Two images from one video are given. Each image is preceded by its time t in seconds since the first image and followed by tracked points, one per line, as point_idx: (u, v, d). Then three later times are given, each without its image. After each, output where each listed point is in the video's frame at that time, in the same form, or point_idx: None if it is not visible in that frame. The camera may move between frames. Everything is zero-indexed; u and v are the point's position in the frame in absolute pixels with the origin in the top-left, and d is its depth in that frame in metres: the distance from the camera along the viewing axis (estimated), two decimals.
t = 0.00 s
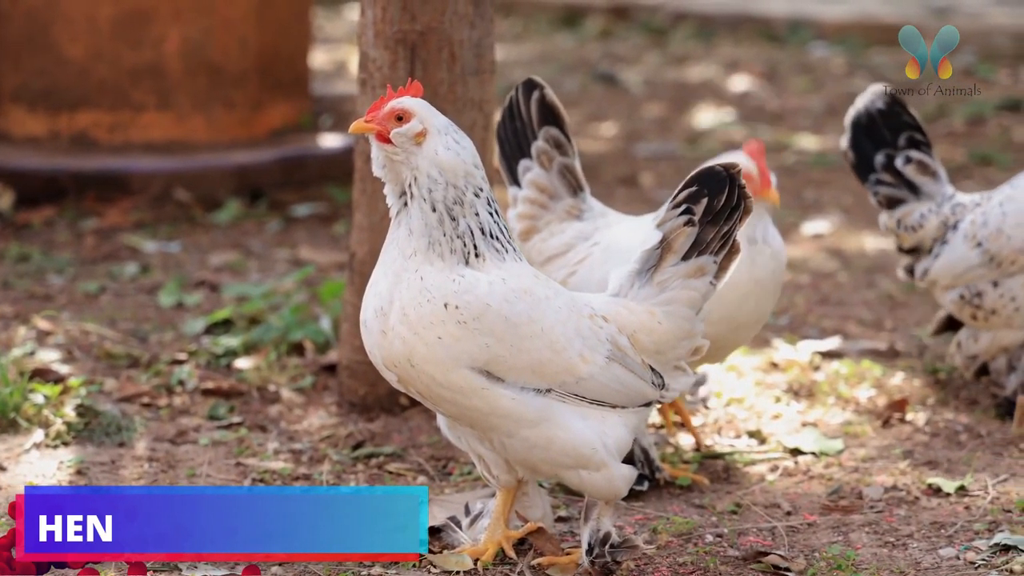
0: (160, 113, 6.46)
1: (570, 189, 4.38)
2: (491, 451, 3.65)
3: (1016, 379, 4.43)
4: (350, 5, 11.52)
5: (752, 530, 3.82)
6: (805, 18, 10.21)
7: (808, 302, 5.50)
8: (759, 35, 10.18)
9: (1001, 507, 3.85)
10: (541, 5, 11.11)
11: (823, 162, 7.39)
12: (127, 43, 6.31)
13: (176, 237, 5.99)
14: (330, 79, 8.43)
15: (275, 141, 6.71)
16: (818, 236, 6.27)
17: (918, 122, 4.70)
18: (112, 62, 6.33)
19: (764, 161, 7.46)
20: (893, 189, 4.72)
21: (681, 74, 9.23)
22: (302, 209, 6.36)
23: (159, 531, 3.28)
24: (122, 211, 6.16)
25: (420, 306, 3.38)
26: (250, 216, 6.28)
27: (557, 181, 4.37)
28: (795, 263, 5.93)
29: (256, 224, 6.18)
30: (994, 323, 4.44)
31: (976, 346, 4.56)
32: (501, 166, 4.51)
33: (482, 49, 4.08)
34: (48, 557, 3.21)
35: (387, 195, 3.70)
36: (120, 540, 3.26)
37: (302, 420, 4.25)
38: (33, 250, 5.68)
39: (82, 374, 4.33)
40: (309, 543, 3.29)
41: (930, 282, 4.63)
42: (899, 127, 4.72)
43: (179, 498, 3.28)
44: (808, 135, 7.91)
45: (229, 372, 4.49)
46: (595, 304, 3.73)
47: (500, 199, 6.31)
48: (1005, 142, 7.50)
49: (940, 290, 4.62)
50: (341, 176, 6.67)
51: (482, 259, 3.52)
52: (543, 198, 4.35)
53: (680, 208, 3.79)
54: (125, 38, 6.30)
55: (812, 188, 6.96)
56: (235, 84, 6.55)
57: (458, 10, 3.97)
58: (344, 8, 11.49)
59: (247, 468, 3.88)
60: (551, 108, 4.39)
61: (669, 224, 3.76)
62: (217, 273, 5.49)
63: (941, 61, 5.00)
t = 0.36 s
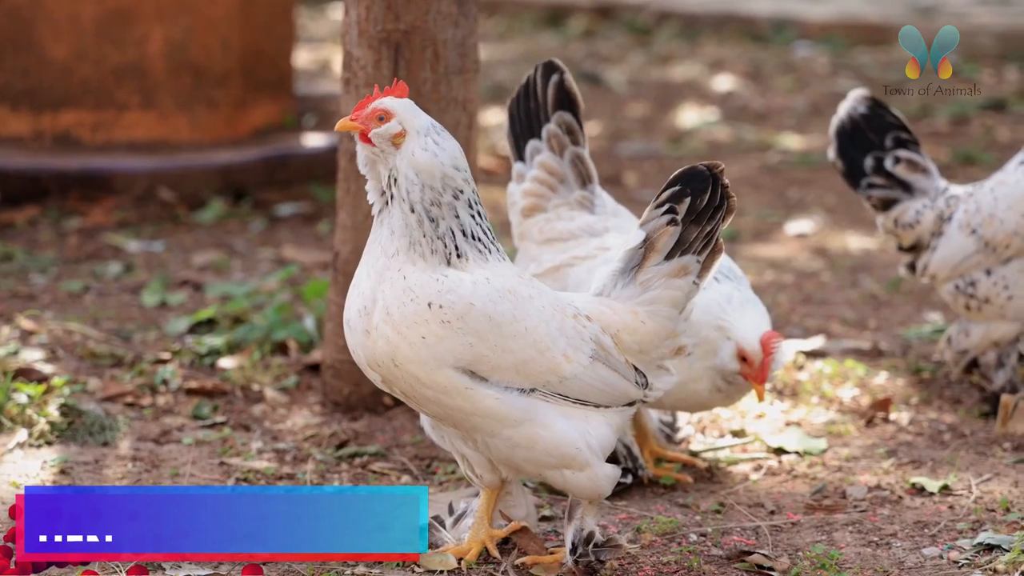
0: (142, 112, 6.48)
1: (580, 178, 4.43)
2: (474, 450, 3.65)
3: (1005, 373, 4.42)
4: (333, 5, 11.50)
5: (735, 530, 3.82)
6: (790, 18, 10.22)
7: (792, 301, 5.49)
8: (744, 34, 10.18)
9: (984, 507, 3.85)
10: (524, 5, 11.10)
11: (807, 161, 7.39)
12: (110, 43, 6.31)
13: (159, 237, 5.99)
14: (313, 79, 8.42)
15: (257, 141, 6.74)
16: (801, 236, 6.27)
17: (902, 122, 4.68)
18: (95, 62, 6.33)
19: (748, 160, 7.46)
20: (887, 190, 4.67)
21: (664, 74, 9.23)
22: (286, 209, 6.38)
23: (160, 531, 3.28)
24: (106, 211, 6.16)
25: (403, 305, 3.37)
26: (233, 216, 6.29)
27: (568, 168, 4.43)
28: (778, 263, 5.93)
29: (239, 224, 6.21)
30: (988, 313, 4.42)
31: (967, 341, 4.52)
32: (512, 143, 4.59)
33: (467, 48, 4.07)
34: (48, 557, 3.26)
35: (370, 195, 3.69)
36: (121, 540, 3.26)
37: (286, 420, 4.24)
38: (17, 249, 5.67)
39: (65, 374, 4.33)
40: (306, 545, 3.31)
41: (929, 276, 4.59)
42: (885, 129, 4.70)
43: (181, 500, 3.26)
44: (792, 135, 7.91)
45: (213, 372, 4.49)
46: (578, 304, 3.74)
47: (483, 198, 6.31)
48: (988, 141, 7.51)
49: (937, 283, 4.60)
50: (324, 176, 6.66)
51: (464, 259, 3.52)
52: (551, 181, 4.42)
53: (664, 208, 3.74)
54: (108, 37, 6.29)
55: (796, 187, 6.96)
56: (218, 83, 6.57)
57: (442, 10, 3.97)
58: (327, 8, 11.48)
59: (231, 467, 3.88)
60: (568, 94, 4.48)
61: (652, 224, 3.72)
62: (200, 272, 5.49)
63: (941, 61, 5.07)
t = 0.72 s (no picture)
0: (124, 112, 6.47)
1: (583, 172, 4.50)
2: (456, 449, 3.65)
3: (987, 370, 4.43)
4: (314, 4, 11.48)
5: (717, 528, 3.83)
6: (772, 17, 10.24)
7: (773, 300, 5.49)
8: (726, 33, 10.19)
9: (965, 505, 3.86)
10: (506, 4, 11.09)
11: (788, 160, 7.39)
12: (92, 42, 6.31)
13: (140, 236, 5.98)
14: (295, 78, 8.42)
15: (238, 140, 6.74)
16: (783, 235, 6.27)
17: (884, 121, 4.68)
18: (77, 61, 6.32)
19: (729, 159, 7.46)
20: (869, 189, 4.65)
21: (645, 73, 9.23)
22: (266, 207, 6.38)
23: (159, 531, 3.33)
24: (87, 210, 6.15)
25: (385, 303, 3.37)
26: (214, 215, 6.29)
27: (571, 160, 4.49)
28: (759, 262, 5.93)
29: (220, 224, 6.20)
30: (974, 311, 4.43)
31: (951, 337, 4.51)
32: (519, 126, 4.64)
33: (448, 47, 4.08)
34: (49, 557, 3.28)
35: (352, 193, 3.69)
36: (121, 540, 3.31)
37: (267, 419, 4.24)
38: None
39: (46, 373, 4.32)
40: (305, 544, 3.37)
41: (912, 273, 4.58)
42: (867, 128, 4.70)
43: (183, 499, 3.35)
44: (773, 134, 7.92)
45: (194, 371, 4.49)
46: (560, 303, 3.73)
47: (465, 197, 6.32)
48: (969, 140, 7.53)
49: (919, 280, 4.60)
50: (306, 175, 6.66)
51: (446, 258, 3.52)
52: (554, 170, 4.49)
53: (645, 207, 3.77)
54: (90, 36, 6.29)
55: (777, 186, 6.97)
56: (201, 82, 6.58)
57: (423, 9, 3.97)
58: (308, 7, 11.45)
59: (212, 466, 3.88)
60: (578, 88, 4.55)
61: (633, 224, 3.74)
62: (181, 271, 5.49)
63: (941, 63, 5.17)
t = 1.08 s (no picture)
0: (101, 110, 6.46)
1: (569, 169, 4.49)
2: (432, 448, 3.64)
3: (966, 367, 4.47)
4: (291, 3, 11.47)
5: (693, 526, 3.83)
6: (748, 15, 10.25)
7: (750, 298, 5.50)
8: (702, 32, 10.20)
9: (942, 502, 3.87)
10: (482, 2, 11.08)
11: (764, 158, 7.39)
12: (67, 41, 6.31)
13: (116, 235, 5.99)
14: (271, 77, 8.42)
15: (215, 139, 6.70)
16: (759, 233, 6.28)
17: (863, 119, 4.68)
18: (52, 60, 6.32)
19: (705, 156, 7.47)
20: (847, 187, 4.63)
21: (622, 71, 9.23)
22: (242, 206, 6.38)
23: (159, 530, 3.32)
24: (62, 209, 6.15)
25: (361, 302, 3.34)
26: (190, 213, 6.30)
27: (557, 157, 4.48)
28: (736, 260, 5.94)
29: (196, 222, 6.21)
30: (952, 311, 4.45)
31: (930, 335, 4.56)
32: (509, 119, 4.62)
33: (424, 46, 4.08)
34: (47, 557, 3.29)
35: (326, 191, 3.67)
36: (121, 540, 3.30)
37: (244, 418, 4.24)
38: None
39: (22, 373, 4.32)
40: (305, 544, 3.37)
41: (888, 273, 4.58)
42: (846, 125, 4.69)
43: (183, 499, 3.32)
44: (750, 131, 7.93)
45: (170, 370, 4.50)
46: (536, 302, 3.69)
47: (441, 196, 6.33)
48: (946, 138, 7.56)
49: (895, 279, 4.60)
50: (280, 174, 6.68)
51: (421, 257, 3.51)
52: (540, 166, 4.47)
53: (621, 205, 3.73)
54: (67, 35, 6.30)
55: (754, 184, 6.98)
56: (177, 81, 6.56)
57: (398, 7, 3.97)
58: (285, 6, 11.44)
59: (188, 466, 3.88)
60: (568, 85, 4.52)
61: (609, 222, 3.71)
62: (158, 270, 5.49)
63: (942, 62, 5.14)
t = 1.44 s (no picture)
0: (79, 106, 6.43)
1: (545, 169, 4.48)
2: (411, 443, 3.62)
3: (944, 362, 4.53)
4: None
5: (673, 521, 3.83)
6: (727, 11, 10.26)
7: (729, 294, 5.50)
8: (682, 27, 10.21)
9: (921, 497, 3.87)
10: None
11: (744, 153, 7.40)
12: (47, 37, 6.27)
13: (95, 230, 5.99)
14: (250, 72, 8.42)
15: (194, 136, 6.69)
16: (738, 228, 6.30)
17: (846, 113, 4.66)
18: (32, 56, 6.29)
19: (685, 152, 7.48)
20: (827, 182, 4.64)
21: (601, 66, 9.23)
22: (222, 201, 6.40)
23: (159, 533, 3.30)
24: (41, 205, 6.15)
25: (340, 298, 3.33)
26: (170, 209, 6.31)
27: (534, 157, 4.47)
28: (715, 255, 5.95)
29: (176, 217, 6.22)
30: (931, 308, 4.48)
31: (909, 330, 4.60)
32: (487, 119, 4.61)
33: (403, 41, 4.08)
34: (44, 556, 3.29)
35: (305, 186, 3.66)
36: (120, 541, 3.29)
37: (223, 414, 4.28)
38: None
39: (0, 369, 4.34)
40: (305, 544, 3.35)
41: (867, 268, 4.59)
42: (829, 119, 4.67)
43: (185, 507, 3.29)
44: (729, 127, 7.94)
45: (149, 366, 4.51)
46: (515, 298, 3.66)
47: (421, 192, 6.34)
48: (924, 133, 7.59)
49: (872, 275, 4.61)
50: (262, 169, 6.71)
51: (400, 253, 3.49)
52: (516, 166, 4.47)
53: (600, 201, 3.72)
54: (44, 31, 6.27)
55: (733, 179, 7.00)
56: (157, 77, 6.52)
57: (378, 3, 3.98)
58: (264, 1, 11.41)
59: (168, 461, 3.91)
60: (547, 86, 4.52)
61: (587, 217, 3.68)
62: (137, 266, 5.50)
63: (942, 61, 5.28)
